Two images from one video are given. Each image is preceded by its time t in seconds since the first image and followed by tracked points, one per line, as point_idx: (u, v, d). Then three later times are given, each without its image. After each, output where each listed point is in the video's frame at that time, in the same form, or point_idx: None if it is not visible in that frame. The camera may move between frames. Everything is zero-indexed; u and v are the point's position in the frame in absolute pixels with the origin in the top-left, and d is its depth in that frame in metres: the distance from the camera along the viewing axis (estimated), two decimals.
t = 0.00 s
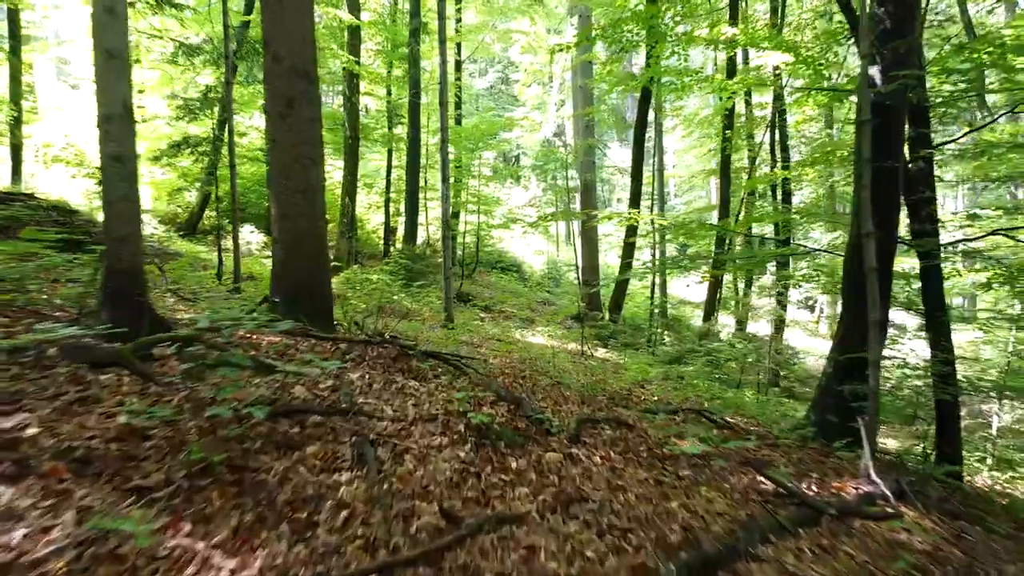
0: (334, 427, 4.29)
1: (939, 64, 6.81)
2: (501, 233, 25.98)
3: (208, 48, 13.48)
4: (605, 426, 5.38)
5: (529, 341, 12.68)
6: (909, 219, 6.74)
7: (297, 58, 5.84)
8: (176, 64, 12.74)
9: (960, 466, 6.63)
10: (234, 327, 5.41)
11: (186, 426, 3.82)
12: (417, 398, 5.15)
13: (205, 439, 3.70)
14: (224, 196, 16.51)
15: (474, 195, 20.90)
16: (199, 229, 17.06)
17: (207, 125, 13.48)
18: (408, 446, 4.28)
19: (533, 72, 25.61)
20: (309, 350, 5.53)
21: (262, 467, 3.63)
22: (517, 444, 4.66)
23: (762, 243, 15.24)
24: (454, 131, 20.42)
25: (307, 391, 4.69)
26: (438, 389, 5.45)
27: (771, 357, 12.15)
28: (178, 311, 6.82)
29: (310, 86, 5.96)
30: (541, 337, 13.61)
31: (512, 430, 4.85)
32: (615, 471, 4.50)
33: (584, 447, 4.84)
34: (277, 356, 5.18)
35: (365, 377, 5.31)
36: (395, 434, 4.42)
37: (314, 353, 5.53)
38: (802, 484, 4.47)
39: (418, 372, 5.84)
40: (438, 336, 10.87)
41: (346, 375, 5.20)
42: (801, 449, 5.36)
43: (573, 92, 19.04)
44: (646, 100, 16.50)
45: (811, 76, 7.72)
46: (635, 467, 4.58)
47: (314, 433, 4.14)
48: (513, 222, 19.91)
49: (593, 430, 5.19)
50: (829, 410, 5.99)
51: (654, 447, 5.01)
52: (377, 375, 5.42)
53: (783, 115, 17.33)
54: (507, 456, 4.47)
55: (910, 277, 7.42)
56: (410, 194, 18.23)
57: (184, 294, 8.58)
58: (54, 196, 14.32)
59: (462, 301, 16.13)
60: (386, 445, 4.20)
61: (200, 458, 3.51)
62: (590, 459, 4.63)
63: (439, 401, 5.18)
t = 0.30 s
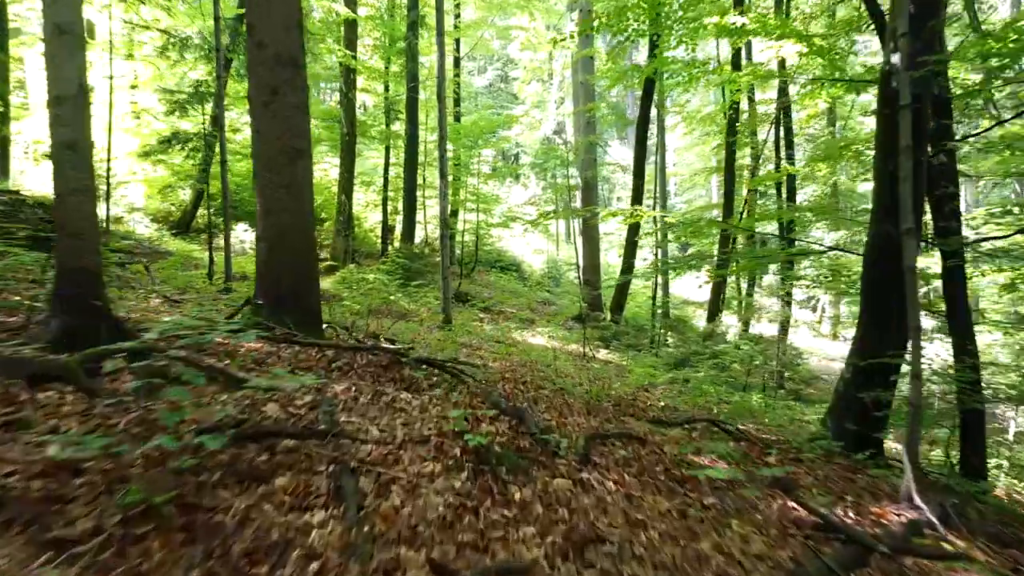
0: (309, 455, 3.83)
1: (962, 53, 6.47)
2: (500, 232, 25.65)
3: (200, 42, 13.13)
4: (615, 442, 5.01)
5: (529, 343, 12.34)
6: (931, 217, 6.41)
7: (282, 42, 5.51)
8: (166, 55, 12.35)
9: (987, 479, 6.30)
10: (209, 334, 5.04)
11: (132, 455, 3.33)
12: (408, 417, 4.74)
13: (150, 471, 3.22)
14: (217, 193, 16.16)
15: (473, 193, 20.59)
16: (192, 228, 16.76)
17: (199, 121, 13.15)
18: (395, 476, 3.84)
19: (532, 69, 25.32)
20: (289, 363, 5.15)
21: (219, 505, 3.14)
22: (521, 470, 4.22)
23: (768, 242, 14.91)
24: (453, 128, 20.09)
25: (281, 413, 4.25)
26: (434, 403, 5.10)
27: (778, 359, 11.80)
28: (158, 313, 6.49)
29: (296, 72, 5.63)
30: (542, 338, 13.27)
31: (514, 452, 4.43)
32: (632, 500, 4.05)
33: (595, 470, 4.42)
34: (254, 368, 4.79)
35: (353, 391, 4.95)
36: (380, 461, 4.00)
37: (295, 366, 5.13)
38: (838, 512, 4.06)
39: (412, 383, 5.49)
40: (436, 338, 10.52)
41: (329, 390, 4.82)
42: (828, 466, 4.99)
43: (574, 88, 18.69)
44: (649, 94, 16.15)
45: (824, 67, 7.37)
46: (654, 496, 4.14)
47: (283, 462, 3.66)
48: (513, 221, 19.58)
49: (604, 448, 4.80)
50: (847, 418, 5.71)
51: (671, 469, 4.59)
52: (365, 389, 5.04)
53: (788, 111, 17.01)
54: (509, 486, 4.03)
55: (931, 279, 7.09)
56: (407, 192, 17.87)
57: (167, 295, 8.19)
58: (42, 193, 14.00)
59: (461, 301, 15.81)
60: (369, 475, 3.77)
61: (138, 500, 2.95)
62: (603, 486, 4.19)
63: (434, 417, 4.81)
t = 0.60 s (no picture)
0: (269, 495, 3.27)
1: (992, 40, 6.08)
2: (501, 231, 25.34)
3: (192, 35, 12.81)
4: (625, 462, 4.67)
5: (531, 344, 12.00)
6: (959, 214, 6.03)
7: (262, 23, 5.18)
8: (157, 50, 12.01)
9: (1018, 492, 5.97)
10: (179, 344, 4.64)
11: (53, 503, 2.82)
12: (392, 442, 4.26)
13: (69, 523, 2.71)
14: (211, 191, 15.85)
15: (473, 190, 20.27)
16: (185, 227, 16.46)
17: (191, 116, 12.83)
18: (376, 519, 3.26)
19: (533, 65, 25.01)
20: (266, 377, 4.74)
21: (150, 565, 2.62)
22: (525, 505, 3.70)
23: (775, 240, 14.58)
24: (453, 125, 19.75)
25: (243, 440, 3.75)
26: (427, 419, 4.72)
27: (786, 361, 11.47)
28: (137, 313, 6.15)
29: (278, 56, 5.30)
30: (543, 340, 12.94)
31: (517, 483, 3.93)
32: (654, 540, 3.51)
33: (610, 501, 3.94)
34: (222, 384, 4.38)
35: (336, 408, 4.54)
36: (358, 498, 3.47)
37: (270, 381, 4.69)
38: (888, 550, 3.55)
39: (403, 397, 5.10)
40: (434, 339, 10.18)
41: (308, 408, 4.41)
42: (857, 485, 4.61)
43: (576, 83, 18.35)
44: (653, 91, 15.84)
45: (841, 56, 7.01)
46: (679, 534, 3.62)
47: (236, 506, 3.12)
48: (514, 219, 19.28)
49: (617, 472, 4.40)
50: (870, 427, 5.38)
51: (694, 496, 4.18)
52: (349, 406, 4.63)
53: (795, 107, 16.67)
54: (512, 524, 3.50)
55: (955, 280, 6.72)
56: (406, 190, 17.54)
57: (153, 295, 7.85)
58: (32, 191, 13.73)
59: (461, 301, 15.47)
60: (344, 516, 3.22)
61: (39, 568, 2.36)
62: (620, 522, 3.69)
63: (426, 437, 4.41)
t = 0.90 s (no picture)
0: (209, 558, 2.36)
1: None
2: (500, 230, 25.00)
3: (183, 27, 12.46)
4: (641, 490, 4.07)
5: (532, 346, 11.63)
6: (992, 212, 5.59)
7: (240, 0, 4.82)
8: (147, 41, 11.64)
9: None
10: (136, 355, 4.15)
11: None
12: (371, 479, 3.47)
13: None
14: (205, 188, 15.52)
15: (473, 188, 19.93)
16: (179, 225, 16.14)
17: (181, 110, 12.47)
18: None
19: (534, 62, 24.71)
20: (235, 394, 4.20)
21: None
22: (533, 561, 2.90)
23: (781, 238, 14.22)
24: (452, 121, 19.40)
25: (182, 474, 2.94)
26: (416, 442, 4.16)
27: (797, 364, 11.09)
28: (110, 317, 5.76)
29: (258, 37, 4.94)
30: (544, 341, 12.56)
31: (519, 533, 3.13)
32: None
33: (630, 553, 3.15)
34: (179, 403, 3.85)
35: (311, 429, 3.98)
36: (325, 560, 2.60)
37: (240, 400, 4.19)
38: None
39: (391, 415, 4.61)
40: (432, 340, 9.79)
41: (282, 429, 3.87)
42: (894, 510, 4.14)
43: (578, 78, 18.00)
44: (656, 86, 15.50)
45: (858, 45, 6.63)
46: None
47: None
48: (515, 217, 18.94)
49: (632, 504, 3.77)
50: (897, 439, 5.04)
51: (722, 534, 3.49)
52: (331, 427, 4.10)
53: (801, 103, 16.35)
54: None
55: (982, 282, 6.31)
56: (405, 186, 17.18)
57: (133, 297, 7.44)
58: (21, 189, 13.40)
59: (460, 301, 15.09)
60: None
61: None
62: None
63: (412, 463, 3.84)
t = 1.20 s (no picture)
0: None
1: None
2: (500, 227, 24.68)
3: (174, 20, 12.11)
4: (659, 529, 3.52)
5: (532, 348, 11.30)
6: None
7: None
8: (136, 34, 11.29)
9: None
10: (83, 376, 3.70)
11: None
12: (336, 535, 2.89)
13: None
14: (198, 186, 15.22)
15: (472, 185, 19.60)
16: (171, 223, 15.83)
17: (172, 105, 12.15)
18: None
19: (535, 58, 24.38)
20: (194, 418, 3.76)
21: None
22: None
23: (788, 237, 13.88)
24: (451, 118, 19.06)
25: (94, 536, 2.41)
26: (399, 475, 3.66)
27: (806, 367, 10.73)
28: (79, 322, 5.38)
29: (232, 17, 4.58)
30: (545, 343, 12.20)
31: None
32: None
33: None
34: (125, 432, 3.39)
35: (281, 456, 3.53)
36: None
37: (206, 421, 3.77)
38: None
39: (376, 435, 4.18)
40: (429, 342, 9.45)
41: (248, 458, 3.43)
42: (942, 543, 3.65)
43: (580, 73, 17.67)
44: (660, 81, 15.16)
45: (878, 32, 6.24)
46: None
47: None
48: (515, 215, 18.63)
49: (652, 554, 3.18)
50: (925, 452, 4.68)
51: None
52: (306, 453, 3.66)
53: (807, 99, 16.01)
54: None
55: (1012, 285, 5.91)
56: (403, 184, 16.85)
57: (112, 297, 7.07)
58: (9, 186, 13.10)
59: (459, 301, 14.76)
60: None
61: None
62: None
63: (395, 500, 3.36)
